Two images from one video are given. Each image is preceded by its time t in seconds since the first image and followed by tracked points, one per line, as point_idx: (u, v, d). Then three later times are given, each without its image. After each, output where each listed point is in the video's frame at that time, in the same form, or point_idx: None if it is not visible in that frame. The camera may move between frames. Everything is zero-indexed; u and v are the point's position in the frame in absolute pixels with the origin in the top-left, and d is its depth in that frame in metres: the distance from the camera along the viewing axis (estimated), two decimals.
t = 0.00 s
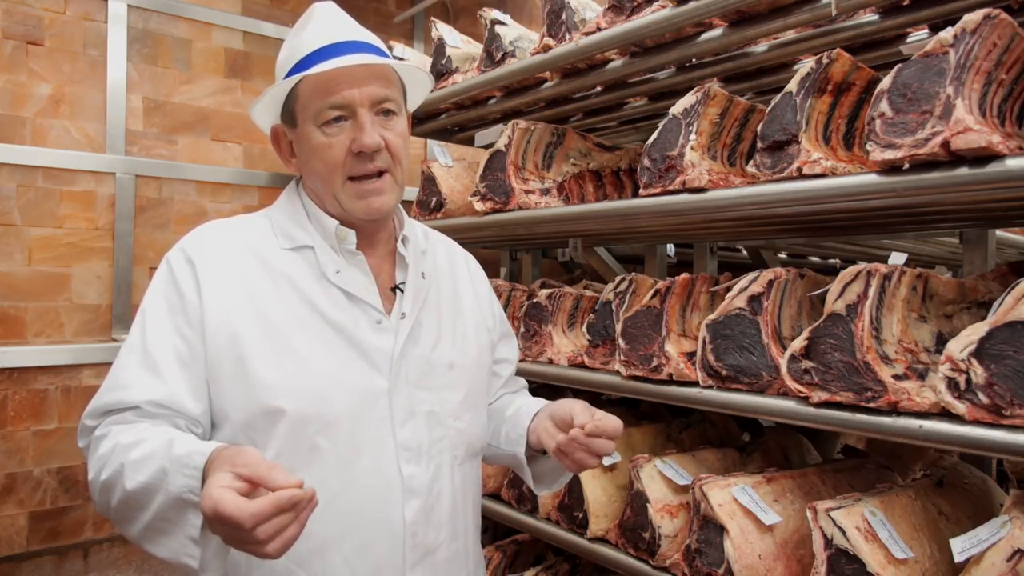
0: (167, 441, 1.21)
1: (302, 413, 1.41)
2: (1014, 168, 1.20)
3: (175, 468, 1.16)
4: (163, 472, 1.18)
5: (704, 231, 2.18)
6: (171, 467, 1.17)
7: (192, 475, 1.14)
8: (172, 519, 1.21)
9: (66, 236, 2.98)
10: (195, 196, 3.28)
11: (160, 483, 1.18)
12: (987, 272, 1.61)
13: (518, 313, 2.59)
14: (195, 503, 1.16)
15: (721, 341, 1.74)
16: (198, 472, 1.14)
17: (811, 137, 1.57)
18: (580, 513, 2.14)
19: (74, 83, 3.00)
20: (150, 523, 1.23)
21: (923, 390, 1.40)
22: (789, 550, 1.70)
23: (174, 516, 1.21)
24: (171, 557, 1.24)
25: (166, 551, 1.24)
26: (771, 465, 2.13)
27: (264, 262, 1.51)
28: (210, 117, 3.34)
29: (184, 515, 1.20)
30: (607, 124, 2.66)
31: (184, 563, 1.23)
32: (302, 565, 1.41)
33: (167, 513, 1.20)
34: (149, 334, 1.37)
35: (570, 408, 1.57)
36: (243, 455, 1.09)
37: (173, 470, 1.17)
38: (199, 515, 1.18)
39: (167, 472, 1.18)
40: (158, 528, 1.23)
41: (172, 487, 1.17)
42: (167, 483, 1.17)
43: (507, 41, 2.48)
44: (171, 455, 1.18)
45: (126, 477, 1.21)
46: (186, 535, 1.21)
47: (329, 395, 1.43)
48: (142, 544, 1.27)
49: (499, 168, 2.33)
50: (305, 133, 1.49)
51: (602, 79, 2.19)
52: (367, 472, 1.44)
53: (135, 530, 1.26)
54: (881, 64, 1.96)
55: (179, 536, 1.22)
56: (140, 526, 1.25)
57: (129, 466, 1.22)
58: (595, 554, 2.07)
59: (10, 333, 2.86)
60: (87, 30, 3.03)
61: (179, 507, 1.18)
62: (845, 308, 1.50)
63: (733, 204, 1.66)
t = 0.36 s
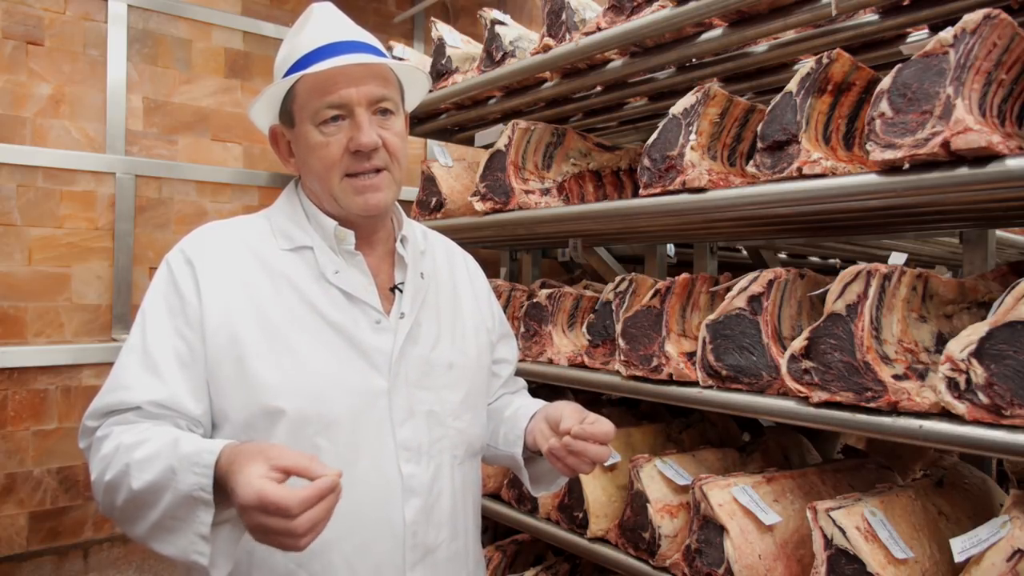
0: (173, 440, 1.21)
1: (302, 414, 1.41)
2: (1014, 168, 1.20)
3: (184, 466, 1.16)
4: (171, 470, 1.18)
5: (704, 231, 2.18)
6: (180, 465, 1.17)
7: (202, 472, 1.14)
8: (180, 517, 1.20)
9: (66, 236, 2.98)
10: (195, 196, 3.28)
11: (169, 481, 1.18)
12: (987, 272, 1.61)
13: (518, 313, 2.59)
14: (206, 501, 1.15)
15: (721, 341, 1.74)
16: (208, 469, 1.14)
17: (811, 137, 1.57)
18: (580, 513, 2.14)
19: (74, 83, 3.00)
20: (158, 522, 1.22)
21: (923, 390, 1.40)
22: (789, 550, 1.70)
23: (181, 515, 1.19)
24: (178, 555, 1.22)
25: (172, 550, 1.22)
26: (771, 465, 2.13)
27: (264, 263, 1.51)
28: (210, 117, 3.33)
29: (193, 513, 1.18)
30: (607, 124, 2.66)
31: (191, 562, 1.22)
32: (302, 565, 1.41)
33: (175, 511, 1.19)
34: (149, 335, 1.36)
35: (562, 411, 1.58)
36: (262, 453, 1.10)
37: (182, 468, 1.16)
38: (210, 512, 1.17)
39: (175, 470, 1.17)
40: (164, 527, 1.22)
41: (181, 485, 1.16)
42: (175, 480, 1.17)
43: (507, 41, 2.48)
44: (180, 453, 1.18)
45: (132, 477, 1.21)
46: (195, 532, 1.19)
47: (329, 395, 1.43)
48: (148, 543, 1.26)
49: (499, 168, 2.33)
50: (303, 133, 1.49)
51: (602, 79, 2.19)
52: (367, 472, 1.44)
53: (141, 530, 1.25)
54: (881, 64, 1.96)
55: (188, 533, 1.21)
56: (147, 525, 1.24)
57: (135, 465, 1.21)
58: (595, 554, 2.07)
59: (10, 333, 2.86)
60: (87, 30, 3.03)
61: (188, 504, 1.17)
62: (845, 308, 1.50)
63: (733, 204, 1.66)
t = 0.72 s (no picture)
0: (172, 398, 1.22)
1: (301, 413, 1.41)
2: (1014, 168, 1.20)
3: (186, 407, 1.17)
4: (172, 418, 1.18)
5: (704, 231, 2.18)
6: (181, 407, 1.17)
7: (203, 406, 1.15)
8: (184, 463, 1.19)
9: (66, 236, 2.98)
10: (195, 197, 3.28)
11: (169, 429, 1.18)
12: (987, 272, 1.61)
13: (518, 313, 2.59)
14: (208, 436, 1.15)
15: (721, 342, 1.74)
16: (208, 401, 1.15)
17: (811, 137, 1.57)
18: (580, 513, 2.14)
19: (74, 83, 3.00)
20: (160, 478, 1.21)
21: (923, 390, 1.40)
22: (789, 550, 1.70)
23: (185, 460, 1.19)
24: (182, 505, 1.21)
25: (176, 501, 1.21)
26: (771, 465, 2.13)
27: (264, 261, 1.52)
28: (210, 117, 3.33)
29: (196, 454, 1.18)
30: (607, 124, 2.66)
31: (196, 507, 1.21)
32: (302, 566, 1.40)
33: (178, 458, 1.19)
34: (148, 331, 1.37)
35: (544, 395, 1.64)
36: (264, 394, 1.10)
37: (182, 411, 1.17)
38: (214, 448, 1.17)
39: (175, 417, 1.18)
40: (166, 482, 1.21)
41: (182, 427, 1.16)
42: (177, 425, 1.17)
43: (507, 41, 2.48)
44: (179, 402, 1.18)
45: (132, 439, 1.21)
46: (201, 471, 1.19)
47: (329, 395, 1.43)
48: (151, 512, 1.24)
49: (499, 168, 2.33)
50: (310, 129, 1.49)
51: (602, 78, 2.19)
52: (367, 473, 1.44)
53: (143, 497, 1.24)
54: (881, 64, 1.96)
55: (193, 476, 1.19)
56: (149, 488, 1.23)
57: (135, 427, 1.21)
58: (595, 554, 2.07)
59: (10, 333, 2.86)
60: (87, 30, 3.03)
61: (190, 447, 1.17)
62: (845, 308, 1.50)
63: (732, 204, 1.66)
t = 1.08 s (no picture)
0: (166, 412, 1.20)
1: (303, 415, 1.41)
2: (1014, 168, 1.20)
3: (177, 426, 1.14)
4: (161, 436, 1.16)
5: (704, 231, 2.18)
6: (172, 426, 1.15)
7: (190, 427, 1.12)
8: (170, 487, 1.16)
9: (66, 236, 2.98)
10: (195, 197, 3.28)
11: (158, 448, 1.16)
12: (987, 272, 1.61)
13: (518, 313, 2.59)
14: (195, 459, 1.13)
15: (721, 342, 1.74)
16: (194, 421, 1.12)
17: (811, 137, 1.57)
18: (580, 513, 2.14)
19: (74, 83, 3.00)
20: (149, 498, 1.19)
21: (923, 390, 1.40)
22: (789, 550, 1.70)
23: (170, 484, 1.16)
24: (170, 526, 1.19)
25: (164, 521, 1.19)
26: (771, 465, 2.13)
27: (265, 260, 1.52)
28: (210, 117, 3.33)
29: (181, 477, 1.15)
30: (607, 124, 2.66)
31: (184, 528, 1.19)
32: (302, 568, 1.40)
33: (165, 481, 1.16)
34: (149, 330, 1.37)
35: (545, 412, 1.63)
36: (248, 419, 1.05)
37: (171, 430, 1.15)
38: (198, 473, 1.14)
39: (164, 436, 1.15)
40: (156, 503, 1.18)
41: (169, 447, 1.14)
42: (166, 446, 1.14)
43: (507, 41, 2.48)
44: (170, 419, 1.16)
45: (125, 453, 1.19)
46: (186, 495, 1.16)
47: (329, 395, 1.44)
48: (143, 528, 1.23)
49: (499, 168, 2.33)
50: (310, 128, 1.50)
51: (602, 78, 2.19)
52: (368, 475, 1.44)
53: (135, 513, 1.22)
54: (881, 64, 1.96)
55: (179, 499, 1.17)
56: (140, 507, 1.21)
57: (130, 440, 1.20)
58: (595, 554, 2.07)
59: (10, 333, 2.86)
60: (87, 30, 3.03)
61: (176, 470, 1.14)
62: (845, 308, 1.50)
63: (733, 204, 1.66)
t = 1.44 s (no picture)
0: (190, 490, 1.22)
1: (305, 423, 1.41)
2: (1014, 168, 1.20)
3: (203, 529, 1.19)
4: (189, 525, 1.20)
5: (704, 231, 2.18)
6: (198, 526, 1.19)
7: (221, 538, 1.17)
8: (195, 567, 1.24)
9: (66, 236, 2.98)
10: (195, 197, 3.28)
11: (186, 535, 1.21)
12: (988, 272, 1.60)
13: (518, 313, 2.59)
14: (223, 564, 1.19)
15: (721, 342, 1.74)
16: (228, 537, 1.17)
17: (811, 137, 1.57)
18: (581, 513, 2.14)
19: (74, 83, 3.00)
20: (171, 563, 1.27)
21: (924, 390, 1.40)
22: (789, 550, 1.70)
23: (196, 566, 1.24)
24: None
25: None
26: (771, 465, 2.13)
27: (269, 266, 1.51)
28: (211, 117, 3.33)
29: (207, 566, 1.22)
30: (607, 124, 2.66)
31: None
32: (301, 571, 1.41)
33: (190, 562, 1.23)
34: (153, 339, 1.37)
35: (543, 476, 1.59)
36: (285, 552, 1.12)
37: (201, 527, 1.19)
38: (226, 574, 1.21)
39: (192, 526, 1.20)
40: (178, 566, 1.26)
41: (199, 544, 1.20)
42: (196, 542, 1.20)
43: (507, 41, 2.48)
44: (197, 510, 1.20)
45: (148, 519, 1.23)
46: None
47: (331, 404, 1.44)
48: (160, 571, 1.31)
49: (499, 168, 2.33)
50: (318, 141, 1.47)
51: (602, 79, 2.19)
52: (369, 483, 1.45)
53: (154, 560, 1.29)
54: (881, 64, 1.96)
55: None
56: (160, 561, 1.28)
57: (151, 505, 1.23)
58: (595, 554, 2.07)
59: (10, 333, 2.86)
60: (87, 30, 3.03)
61: (204, 561, 1.22)
62: (846, 308, 1.50)
63: (733, 204, 1.66)
